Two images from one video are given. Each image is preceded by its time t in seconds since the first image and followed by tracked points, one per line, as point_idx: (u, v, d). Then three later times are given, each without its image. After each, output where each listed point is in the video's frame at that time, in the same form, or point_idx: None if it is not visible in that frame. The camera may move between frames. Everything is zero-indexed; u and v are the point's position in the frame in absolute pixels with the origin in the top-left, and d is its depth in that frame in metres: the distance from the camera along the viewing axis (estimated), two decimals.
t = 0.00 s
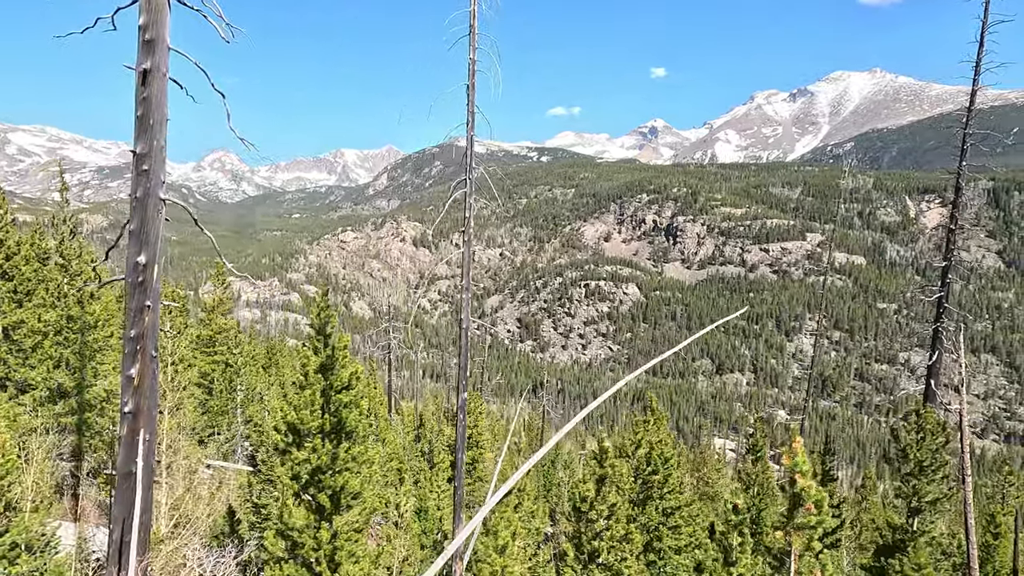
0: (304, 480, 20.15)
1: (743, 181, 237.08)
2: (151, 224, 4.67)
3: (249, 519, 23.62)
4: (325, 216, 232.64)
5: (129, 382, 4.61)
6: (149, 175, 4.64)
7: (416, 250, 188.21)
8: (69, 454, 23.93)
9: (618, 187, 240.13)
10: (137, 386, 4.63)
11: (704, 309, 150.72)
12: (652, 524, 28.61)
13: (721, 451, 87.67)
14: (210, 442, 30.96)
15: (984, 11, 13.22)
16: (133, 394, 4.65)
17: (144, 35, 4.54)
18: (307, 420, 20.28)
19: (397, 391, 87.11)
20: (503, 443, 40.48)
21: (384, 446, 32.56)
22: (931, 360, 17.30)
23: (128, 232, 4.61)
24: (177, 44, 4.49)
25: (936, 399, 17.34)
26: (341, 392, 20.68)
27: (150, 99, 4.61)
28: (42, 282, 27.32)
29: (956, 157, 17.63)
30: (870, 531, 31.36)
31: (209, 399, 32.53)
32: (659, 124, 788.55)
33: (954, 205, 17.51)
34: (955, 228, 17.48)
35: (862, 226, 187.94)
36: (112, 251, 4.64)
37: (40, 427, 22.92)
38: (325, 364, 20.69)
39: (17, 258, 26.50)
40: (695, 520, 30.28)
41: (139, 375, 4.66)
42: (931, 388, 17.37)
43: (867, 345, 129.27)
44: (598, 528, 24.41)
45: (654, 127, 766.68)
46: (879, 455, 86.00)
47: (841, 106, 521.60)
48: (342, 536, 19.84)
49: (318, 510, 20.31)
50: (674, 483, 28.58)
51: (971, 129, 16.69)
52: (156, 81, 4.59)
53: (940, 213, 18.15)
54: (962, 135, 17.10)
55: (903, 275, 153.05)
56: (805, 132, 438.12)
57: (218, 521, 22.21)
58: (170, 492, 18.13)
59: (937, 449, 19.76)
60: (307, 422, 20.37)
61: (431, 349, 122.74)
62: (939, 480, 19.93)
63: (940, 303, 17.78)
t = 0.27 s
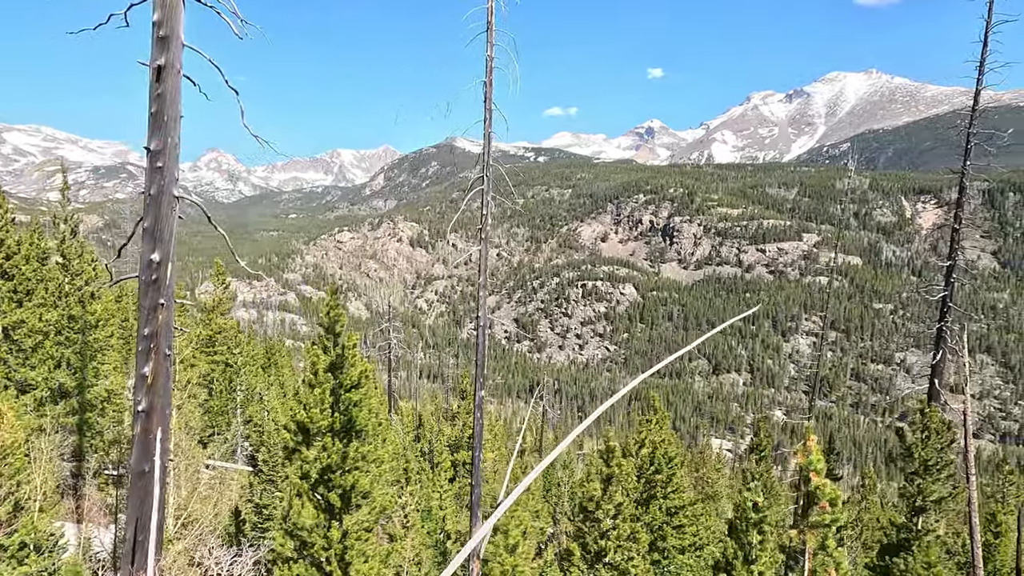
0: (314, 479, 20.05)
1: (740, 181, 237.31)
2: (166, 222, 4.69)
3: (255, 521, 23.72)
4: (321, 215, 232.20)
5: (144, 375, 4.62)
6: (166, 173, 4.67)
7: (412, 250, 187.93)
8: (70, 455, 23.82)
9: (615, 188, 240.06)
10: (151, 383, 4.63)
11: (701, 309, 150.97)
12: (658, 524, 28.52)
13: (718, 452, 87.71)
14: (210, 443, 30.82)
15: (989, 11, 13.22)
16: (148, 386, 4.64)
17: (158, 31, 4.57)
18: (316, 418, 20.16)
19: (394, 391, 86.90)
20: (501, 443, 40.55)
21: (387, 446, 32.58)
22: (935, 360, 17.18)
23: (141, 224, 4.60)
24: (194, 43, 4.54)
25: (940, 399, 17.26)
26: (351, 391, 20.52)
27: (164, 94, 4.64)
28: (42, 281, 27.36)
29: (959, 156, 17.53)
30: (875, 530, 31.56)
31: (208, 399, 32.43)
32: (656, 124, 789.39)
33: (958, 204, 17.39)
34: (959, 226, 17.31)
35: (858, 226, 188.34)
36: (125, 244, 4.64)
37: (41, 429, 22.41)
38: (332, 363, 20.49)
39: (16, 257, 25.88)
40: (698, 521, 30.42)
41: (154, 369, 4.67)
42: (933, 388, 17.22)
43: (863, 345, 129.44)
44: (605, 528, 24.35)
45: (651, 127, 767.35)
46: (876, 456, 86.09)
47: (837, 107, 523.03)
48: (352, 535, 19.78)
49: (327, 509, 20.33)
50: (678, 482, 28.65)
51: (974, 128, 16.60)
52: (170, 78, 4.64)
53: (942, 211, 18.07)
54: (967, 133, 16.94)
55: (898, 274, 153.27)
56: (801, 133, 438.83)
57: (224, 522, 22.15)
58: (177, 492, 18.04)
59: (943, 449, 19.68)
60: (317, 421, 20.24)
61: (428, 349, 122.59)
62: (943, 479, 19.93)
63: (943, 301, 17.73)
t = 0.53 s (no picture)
0: (326, 481, 20.23)
1: (739, 182, 237.51)
2: (183, 221, 4.69)
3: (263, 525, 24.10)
4: (321, 216, 232.64)
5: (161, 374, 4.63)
6: (183, 174, 4.67)
7: (411, 250, 187.98)
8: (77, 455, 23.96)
9: (614, 188, 240.24)
10: (169, 384, 4.66)
11: (700, 310, 151.33)
12: (663, 524, 28.70)
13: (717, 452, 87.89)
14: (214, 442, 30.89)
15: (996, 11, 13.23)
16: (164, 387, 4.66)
17: (175, 30, 4.58)
18: (329, 419, 20.17)
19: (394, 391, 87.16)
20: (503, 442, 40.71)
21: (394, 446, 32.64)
22: (941, 360, 17.08)
23: (156, 224, 4.59)
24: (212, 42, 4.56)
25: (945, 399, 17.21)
26: (362, 391, 20.48)
27: (182, 94, 4.66)
28: (44, 280, 27.53)
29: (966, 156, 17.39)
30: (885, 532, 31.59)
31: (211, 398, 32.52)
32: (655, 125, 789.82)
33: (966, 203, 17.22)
34: (966, 229, 17.19)
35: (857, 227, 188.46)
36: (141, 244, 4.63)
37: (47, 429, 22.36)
38: (342, 364, 20.37)
39: (18, 255, 25.96)
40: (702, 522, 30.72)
41: (171, 369, 4.68)
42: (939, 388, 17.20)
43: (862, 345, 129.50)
44: (613, 529, 24.38)
45: (650, 127, 767.84)
46: (874, 456, 86.15)
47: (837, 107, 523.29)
48: (364, 537, 20.06)
49: (339, 510, 20.52)
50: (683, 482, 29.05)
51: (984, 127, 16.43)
52: (188, 79, 4.66)
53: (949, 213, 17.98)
54: (973, 135, 16.82)
55: (897, 275, 153.29)
56: (801, 134, 439.08)
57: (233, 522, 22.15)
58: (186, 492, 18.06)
59: (949, 450, 19.60)
60: (329, 422, 20.29)
61: (427, 349, 122.87)
62: (951, 479, 19.77)
63: (950, 303, 17.71)
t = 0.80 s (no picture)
0: (339, 479, 20.35)
1: (739, 180, 237.37)
2: (199, 218, 4.70)
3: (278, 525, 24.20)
4: (321, 215, 232.70)
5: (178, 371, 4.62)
6: (199, 171, 4.68)
7: (412, 248, 187.75)
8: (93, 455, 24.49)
9: (614, 186, 239.95)
10: (186, 380, 4.64)
11: (700, 308, 151.45)
12: (672, 523, 28.77)
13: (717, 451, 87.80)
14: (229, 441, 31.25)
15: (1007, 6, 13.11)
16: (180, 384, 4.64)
17: (193, 26, 4.61)
18: (343, 417, 20.28)
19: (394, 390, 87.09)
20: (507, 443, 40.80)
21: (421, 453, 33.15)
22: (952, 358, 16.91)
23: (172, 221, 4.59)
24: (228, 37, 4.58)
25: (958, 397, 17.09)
26: (376, 390, 20.69)
27: (199, 90, 4.67)
28: (49, 278, 26.87)
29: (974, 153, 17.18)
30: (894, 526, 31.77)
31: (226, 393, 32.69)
32: (655, 123, 789.41)
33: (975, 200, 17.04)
34: (975, 226, 16.87)
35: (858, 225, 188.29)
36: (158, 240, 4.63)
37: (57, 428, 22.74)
38: (355, 363, 20.51)
39: (23, 252, 24.61)
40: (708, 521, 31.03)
41: (188, 367, 4.68)
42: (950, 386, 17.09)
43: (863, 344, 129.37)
44: (623, 528, 24.46)
45: (651, 126, 767.33)
46: (875, 455, 86.00)
47: (838, 105, 522.63)
48: (376, 536, 20.13)
49: (352, 509, 20.57)
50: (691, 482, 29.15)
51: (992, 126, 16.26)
52: (205, 74, 4.69)
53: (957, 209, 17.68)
54: (983, 132, 16.58)
55: (898, 273, 153.18)
56: (801, 132, 438.42)
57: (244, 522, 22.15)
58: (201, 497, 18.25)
59: (959, 448, 19.67)
60: (342, 420, 20.38)
61: (427, 348, 122.91)
62: (961, 478, 19.94)
63: (959, 301, 17.42)
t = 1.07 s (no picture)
0: (351, 479, 20.70)
1: (739, 177, 237.15)
2: (216, 215, 4.75)
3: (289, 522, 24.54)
4: (320, 213, 232.48)
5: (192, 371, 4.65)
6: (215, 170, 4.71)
7: (411, 245, 187.50)
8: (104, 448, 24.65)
9: (614, 184, 239.78)
10: (202, 379, 4.70)
11: (700, 306, 151.43)
12: (678, 520, 29.17)
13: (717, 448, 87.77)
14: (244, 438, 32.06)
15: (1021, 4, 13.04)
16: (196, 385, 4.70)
17: (209, 22, 4.64)
18: (355, 417, 20.79)
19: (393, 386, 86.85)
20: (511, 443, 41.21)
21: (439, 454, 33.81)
22: (960, 358, 16.97)
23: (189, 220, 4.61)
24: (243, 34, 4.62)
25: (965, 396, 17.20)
26: (388, 388, 21.15)
27: (215, 87, 4.71)
28: (51, 275, 27.09)
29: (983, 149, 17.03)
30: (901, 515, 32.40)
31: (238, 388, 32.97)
32: (655, 121, 789.49)
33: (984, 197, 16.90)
34: (986, 225, 16.71)
35: (858, 223, 188.14)
36: (174, 240, 4.70)
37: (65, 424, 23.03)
38: (371, 363, 20.91)
39: (28, 250, 25.59)
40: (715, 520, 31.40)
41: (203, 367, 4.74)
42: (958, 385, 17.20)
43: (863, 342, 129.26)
44: (632, 526, 24.51)
45: (651, 123, 766.56)
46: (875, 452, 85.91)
47: (838, 102, 522.08)
48: (389, 536, 20.51)
49: (365, 507, 21.00)
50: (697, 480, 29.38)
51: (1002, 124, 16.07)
52: (221, 70, 4.72)
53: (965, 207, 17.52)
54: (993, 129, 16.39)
55: (898, 270, 153.05)
56: (802, 129, 437.88)
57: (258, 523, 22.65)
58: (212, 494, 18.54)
59: (967, 446, 19.65)
60: (356, 419, 20.83)
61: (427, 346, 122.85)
62: (971, 477, 19.79)
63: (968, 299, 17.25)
